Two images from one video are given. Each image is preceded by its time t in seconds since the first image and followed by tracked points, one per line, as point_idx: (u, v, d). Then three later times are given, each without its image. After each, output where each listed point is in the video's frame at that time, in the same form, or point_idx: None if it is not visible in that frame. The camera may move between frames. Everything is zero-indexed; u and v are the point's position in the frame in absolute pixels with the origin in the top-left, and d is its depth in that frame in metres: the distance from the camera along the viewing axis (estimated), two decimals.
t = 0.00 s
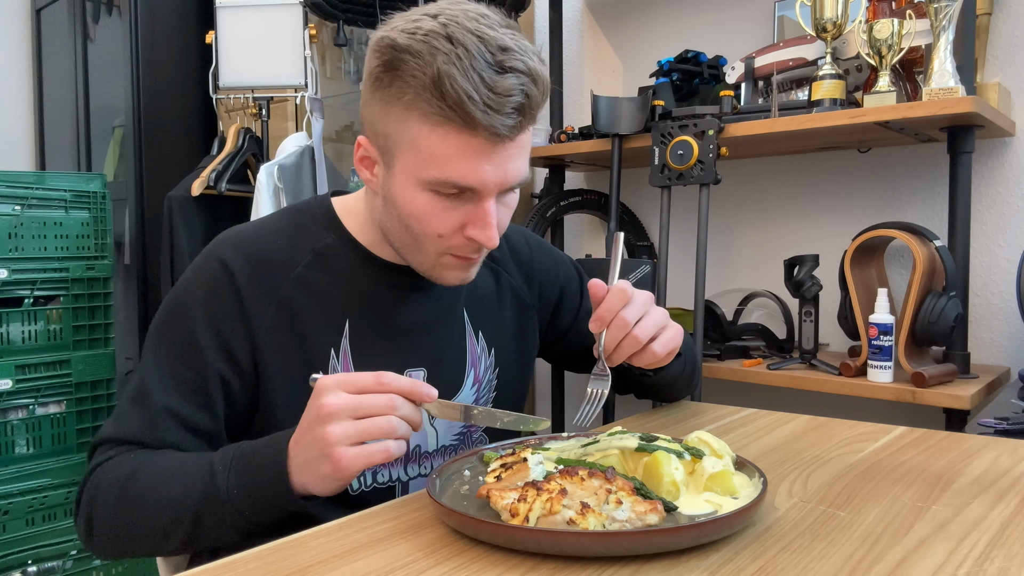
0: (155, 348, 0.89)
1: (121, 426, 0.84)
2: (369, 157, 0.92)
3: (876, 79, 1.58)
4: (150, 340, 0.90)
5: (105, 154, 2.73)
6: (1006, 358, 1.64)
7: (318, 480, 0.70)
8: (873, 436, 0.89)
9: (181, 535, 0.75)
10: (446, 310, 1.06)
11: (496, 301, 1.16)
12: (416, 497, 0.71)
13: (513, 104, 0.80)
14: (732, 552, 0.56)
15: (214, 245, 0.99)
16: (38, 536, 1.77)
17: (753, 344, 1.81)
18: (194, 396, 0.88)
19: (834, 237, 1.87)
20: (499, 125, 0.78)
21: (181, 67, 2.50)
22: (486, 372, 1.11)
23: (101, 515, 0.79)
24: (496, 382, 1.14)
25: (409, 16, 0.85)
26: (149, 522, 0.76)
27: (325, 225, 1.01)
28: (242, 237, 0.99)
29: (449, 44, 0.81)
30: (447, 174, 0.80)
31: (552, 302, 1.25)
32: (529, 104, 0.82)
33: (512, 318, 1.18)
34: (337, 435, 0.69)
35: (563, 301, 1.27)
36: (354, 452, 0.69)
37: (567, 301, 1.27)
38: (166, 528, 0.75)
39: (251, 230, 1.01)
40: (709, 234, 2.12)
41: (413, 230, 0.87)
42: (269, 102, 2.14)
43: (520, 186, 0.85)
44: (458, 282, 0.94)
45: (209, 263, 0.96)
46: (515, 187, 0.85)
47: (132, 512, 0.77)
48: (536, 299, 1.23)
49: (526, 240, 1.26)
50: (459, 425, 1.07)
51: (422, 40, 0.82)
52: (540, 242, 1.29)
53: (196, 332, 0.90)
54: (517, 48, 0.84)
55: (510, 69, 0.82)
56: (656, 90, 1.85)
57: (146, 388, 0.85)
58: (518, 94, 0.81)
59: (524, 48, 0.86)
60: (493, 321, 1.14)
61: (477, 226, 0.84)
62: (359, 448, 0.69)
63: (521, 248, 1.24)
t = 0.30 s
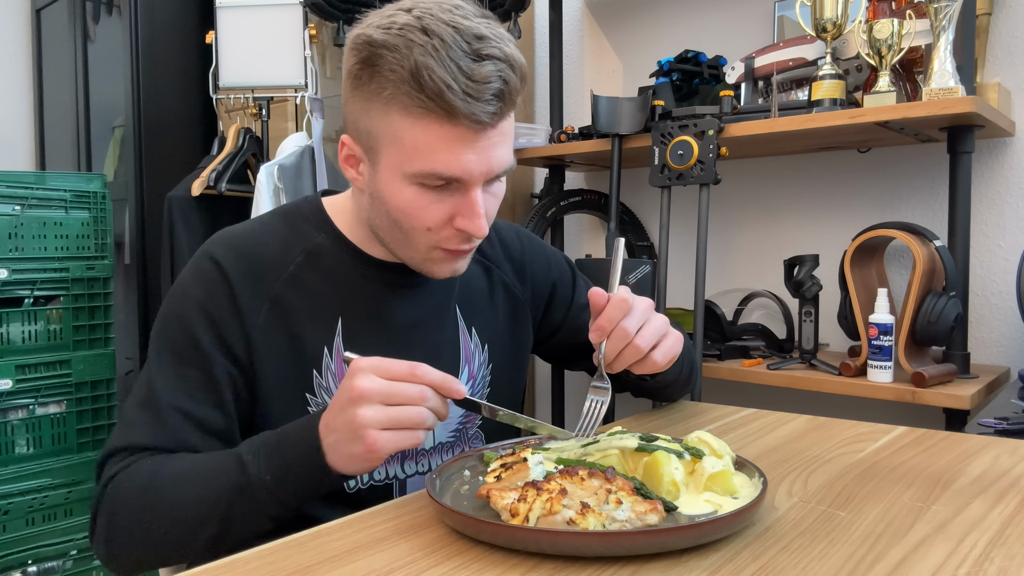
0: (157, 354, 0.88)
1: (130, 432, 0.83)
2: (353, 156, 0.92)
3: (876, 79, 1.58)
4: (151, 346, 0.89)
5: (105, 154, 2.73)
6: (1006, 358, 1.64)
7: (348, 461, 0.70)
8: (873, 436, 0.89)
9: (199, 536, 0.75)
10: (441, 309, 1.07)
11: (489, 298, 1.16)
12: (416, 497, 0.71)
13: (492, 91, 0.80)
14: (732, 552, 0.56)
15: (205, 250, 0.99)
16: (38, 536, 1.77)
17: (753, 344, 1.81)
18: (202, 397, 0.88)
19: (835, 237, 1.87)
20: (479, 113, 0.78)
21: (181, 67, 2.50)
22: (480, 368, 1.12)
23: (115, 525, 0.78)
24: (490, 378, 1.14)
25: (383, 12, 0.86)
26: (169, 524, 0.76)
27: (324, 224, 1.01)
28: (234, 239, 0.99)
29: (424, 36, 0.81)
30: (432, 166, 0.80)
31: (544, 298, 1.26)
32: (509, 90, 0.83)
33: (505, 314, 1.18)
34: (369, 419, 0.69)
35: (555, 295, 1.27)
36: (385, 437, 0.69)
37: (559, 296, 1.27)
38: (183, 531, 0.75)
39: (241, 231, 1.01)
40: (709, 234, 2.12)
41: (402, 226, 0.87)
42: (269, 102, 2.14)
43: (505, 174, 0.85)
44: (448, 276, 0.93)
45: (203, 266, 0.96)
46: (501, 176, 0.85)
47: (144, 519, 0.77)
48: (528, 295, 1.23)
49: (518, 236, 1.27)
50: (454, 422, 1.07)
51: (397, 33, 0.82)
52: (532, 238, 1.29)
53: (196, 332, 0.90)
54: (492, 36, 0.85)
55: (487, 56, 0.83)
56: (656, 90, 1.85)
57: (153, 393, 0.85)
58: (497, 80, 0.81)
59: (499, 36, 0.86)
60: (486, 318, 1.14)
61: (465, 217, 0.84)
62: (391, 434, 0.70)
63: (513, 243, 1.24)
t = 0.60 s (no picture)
0: (162, 351, 0.88)
1: (137, 428, 0.83)
2: (358, 161, 0.92)
3: (876, 79, 1.58)
4: (155, 342, 0.89)
5: (105, 154, 2.73)
6: (1006, 358, 1.64)
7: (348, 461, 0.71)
8: (873, 436, 0.89)
9: (211, 533, 0.76)
10: (443, 310, 1.07)
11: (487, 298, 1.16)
12: (416, 496, 0.71)
13: (500, 96, 0.80)
14: (732, 552, 0.56)
15: (206, 248, 0.98)
16: (38, 535, 1.77)
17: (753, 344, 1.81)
18: (210, 394, 0.88)
19: (835, 237, 1.87)
20: (487, 118, 0.79)
21: (181, 66, 2.50)
22: (480, 369, 1.12)
23: (123, 521, 0.78)
24: (490, 378, 1.15)
25: (390, 17, 0.86)
26: (179, 519, 0.76)
27: (323, 224, 1.01)
28: (236, 236, 0.99)
29: (432, 41, 0.81)
30: (440, 170, 0.80)
31: (541, 297, 1.25)
32: (516, 94, 0.83)
33: (503, 314, 1.18)
34: (389, 405, 0.69)
35: (553, 295, 1.27)
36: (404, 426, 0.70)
37: (557, 296, 1.27)
38: (194, 528, 0.76)
39: (243, 229, 1.01)
40: (709, 234, 2.12)
41: (408, 230, 0.87)
42: (269, 102, 2.14)
43: (511, 178, 0.85)
44: (454, 280, 0.93)
45: (206, 263, 0.96)
46: (506, 179, 0.85)
47: (152, 518, 0.76)
48: (526, 294, 1.23)
49: (516, 235, 1.27)
50: (455, 421, 1.08)
51: (405, 39, 0.82)
52: (530, 238, 1.29)
53: (202, 327, 0.90)
54: (499, 41, 0.85)
55: (494, 61, 0.83)
56: (656, 90, 1.85)
57: (161, 391, 0.84)
58: (505, 85, 0.81)
59: (506, 40, 0.86)
60: (485, 318, 1.15)
61: (472, 221, 0.84)
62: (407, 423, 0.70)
63: (512, 244, 1.24)
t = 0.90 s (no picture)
0: (154, 350, 0.87)
1: (124, 426, 0.82)
2: (357, 154, 0.92)
3: (876, 79, 1.58)
4: (148, 340, 0.88)
5: (105, 154, 2.73)
6: (1006, 358, 1.64)
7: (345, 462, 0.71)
8: (873, 436, 0.89)
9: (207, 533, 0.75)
10: (443, 310, 1.07)
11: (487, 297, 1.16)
12: (416, 496, 0.71)
13: (504, 96, 0.80)
14: (732, 552, 0.56)
15: (202, 247, 0.98)
16: (38, 535, 1.77)
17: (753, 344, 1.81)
18: (202, 394, 0.87)
19: (835, 237, 1.87)
20: (491, 117, 0.79)
21: (181, 67, 2.50)
22: (479, 368, 1.12)
23: (107, 520, 0.77)
24: (489, 377, 1.14)
25: (393, 12, 0.85)
26: (163, 520, 0.75)
27: (322, 223, 1.01)
28: (233, 237, 0.99)
29: (438, 39, 0.81)
30: (441, 167, 0.80)
31: (542, 296, 1.26)
32: (520, 94, 0.83)
33: (503, 313, 1.18)
34: (378, 397, 0.69)
35: (553, 294, 1.27)
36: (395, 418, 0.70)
37: (556, 294, 1.27)
38: (181, 527, 0.75)
39: (239, 229, 1.01)
40: (709, 234, 2.12)
41: (407, 225, 0.87)
42: (269, 102, 2.14)
43: (510, 176, 0.85)
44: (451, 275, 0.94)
45: (202, 263, 0.96)
46: (505, 178, 0.85)
47: (137, 517, 0.75)
48: (526, 293, 1.23)
49: (515, 234, 1.27)
50: (454, 420, 1.08)
51: (410, 35, 0.82)
52: (530, 237, 1.29)
53: (195, 327, 0.89)
54: (504, 40, 0.85)
55: (499, 61, 0.83)
56: (656, 90, 1.85)
57: (150, 389, 0.83)
58: (509, 85, 0.81)
59: (510, 40, 0.87)
60: (485, 317, 1.15)
61: (471, 218, 0.84)
62: (396, 414, 0.70)
63: (511, 243, 1.24)
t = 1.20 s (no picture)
0: (150, 351, 0.87)
1: (122, 429, 0.82)
2: (352, 157, 0.92)
3: (876, 79, 1.58)
4: (144, 341, 0.88)
5: (105, 154, 2.73)
6: (1006, 358, 1.64)
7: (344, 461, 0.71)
8: (873, 436, 0.89)
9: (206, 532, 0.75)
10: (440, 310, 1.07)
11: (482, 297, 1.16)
12: (415, 496, 0.71)
13: (501, 95, 0.80)
14: (732, 552, 0.56)
15: (197, 248, 0.98)
16: (38, 535, 1.77)
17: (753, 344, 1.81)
18: (199, 395, 0.87)
19: (835, 237, 1.87)
20: (488, 117, 0.79)
21: (180, 67, 2.50)
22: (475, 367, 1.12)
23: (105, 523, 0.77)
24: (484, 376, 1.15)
25: (386, 12, 0.85)
26: (162, 522, 0.75)
27: (320, 223, 1.01)
28: (227, 238, 0.99)
29: (432, 39, 0.81)
30: (439, 169, 0.80)
31: (536, 295, 1.26)
32: (516, 93, 0.83)
33: (498, 312, 1.18)
34: (405, 397, 0.70)
35: (548, 292, 1.27)
36: (393, 423, 0.70)
37: (551, 294, 1.27)
38: (180, 528, 0.74)
39: (233, 230, 1.01)
40: (709, 235, 2.12)
41: (404, 228, 0.87)
42: (269, 102, 2.14)
43: (507, 176, 0.86)
44: (449, 275, 0.94)
45: (197, 264, 0.95)
46: (503, 177, 0.85)
47: (135, 519, 0.75)
48: (521, 292, 1.23)
49: (510, 232, 1.27)
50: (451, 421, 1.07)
51: (404, 36, 0.82)
52: (524, 235, 1.29)
53: (191, 327, 0.89)
54: (499, 39, 0.85)
55: (495, 60, 0.83)
56: (656, 90, 1.85)
57: (146, 390, 0.83)
58: (505, 84, 0.82)
59: (504, 38, 0.87)
60: (481, 317, 1.15)
61: (469, 219, 0.84)
62: (422, 414, 0.71)
63: (506, 242, 1.24)
